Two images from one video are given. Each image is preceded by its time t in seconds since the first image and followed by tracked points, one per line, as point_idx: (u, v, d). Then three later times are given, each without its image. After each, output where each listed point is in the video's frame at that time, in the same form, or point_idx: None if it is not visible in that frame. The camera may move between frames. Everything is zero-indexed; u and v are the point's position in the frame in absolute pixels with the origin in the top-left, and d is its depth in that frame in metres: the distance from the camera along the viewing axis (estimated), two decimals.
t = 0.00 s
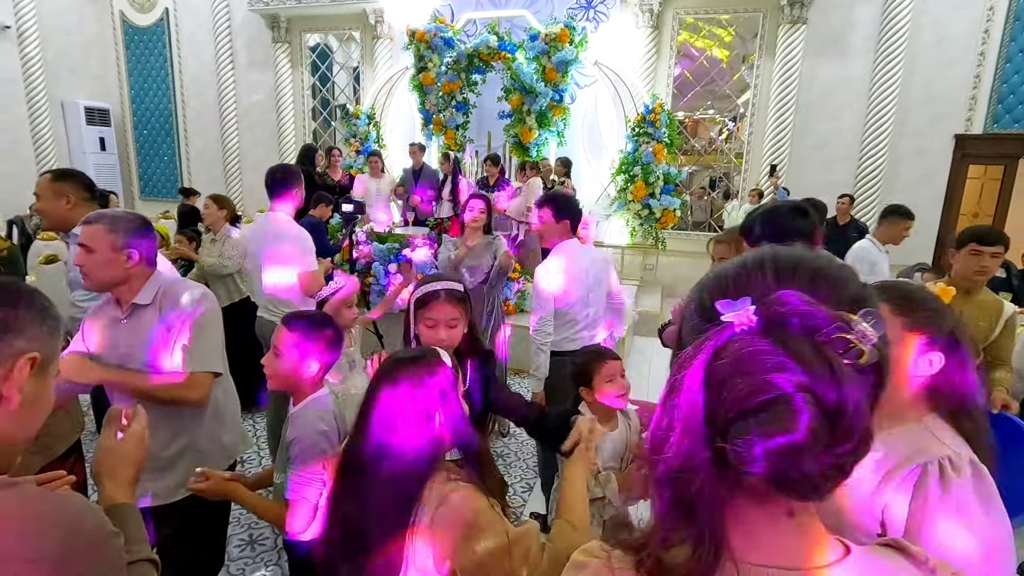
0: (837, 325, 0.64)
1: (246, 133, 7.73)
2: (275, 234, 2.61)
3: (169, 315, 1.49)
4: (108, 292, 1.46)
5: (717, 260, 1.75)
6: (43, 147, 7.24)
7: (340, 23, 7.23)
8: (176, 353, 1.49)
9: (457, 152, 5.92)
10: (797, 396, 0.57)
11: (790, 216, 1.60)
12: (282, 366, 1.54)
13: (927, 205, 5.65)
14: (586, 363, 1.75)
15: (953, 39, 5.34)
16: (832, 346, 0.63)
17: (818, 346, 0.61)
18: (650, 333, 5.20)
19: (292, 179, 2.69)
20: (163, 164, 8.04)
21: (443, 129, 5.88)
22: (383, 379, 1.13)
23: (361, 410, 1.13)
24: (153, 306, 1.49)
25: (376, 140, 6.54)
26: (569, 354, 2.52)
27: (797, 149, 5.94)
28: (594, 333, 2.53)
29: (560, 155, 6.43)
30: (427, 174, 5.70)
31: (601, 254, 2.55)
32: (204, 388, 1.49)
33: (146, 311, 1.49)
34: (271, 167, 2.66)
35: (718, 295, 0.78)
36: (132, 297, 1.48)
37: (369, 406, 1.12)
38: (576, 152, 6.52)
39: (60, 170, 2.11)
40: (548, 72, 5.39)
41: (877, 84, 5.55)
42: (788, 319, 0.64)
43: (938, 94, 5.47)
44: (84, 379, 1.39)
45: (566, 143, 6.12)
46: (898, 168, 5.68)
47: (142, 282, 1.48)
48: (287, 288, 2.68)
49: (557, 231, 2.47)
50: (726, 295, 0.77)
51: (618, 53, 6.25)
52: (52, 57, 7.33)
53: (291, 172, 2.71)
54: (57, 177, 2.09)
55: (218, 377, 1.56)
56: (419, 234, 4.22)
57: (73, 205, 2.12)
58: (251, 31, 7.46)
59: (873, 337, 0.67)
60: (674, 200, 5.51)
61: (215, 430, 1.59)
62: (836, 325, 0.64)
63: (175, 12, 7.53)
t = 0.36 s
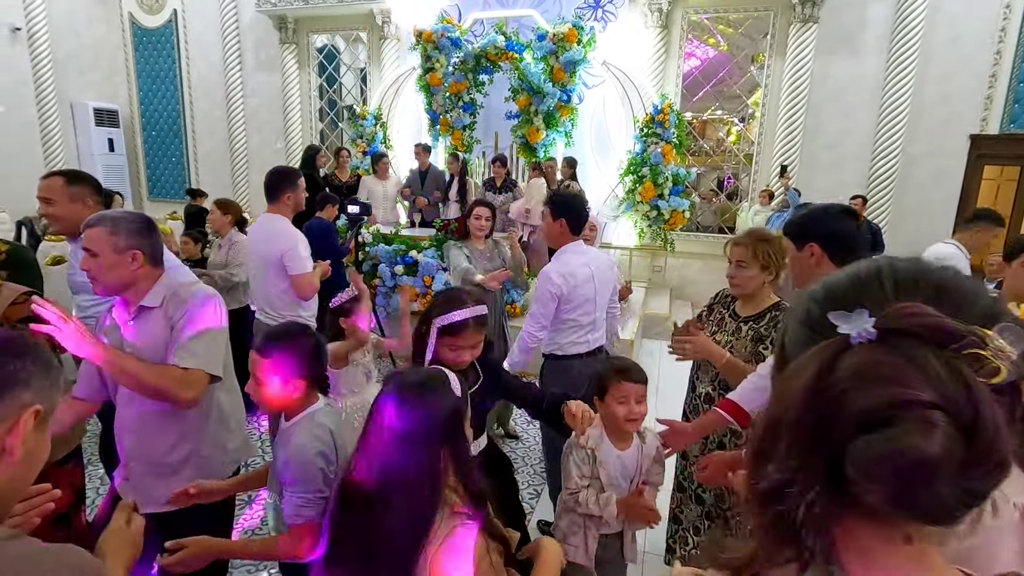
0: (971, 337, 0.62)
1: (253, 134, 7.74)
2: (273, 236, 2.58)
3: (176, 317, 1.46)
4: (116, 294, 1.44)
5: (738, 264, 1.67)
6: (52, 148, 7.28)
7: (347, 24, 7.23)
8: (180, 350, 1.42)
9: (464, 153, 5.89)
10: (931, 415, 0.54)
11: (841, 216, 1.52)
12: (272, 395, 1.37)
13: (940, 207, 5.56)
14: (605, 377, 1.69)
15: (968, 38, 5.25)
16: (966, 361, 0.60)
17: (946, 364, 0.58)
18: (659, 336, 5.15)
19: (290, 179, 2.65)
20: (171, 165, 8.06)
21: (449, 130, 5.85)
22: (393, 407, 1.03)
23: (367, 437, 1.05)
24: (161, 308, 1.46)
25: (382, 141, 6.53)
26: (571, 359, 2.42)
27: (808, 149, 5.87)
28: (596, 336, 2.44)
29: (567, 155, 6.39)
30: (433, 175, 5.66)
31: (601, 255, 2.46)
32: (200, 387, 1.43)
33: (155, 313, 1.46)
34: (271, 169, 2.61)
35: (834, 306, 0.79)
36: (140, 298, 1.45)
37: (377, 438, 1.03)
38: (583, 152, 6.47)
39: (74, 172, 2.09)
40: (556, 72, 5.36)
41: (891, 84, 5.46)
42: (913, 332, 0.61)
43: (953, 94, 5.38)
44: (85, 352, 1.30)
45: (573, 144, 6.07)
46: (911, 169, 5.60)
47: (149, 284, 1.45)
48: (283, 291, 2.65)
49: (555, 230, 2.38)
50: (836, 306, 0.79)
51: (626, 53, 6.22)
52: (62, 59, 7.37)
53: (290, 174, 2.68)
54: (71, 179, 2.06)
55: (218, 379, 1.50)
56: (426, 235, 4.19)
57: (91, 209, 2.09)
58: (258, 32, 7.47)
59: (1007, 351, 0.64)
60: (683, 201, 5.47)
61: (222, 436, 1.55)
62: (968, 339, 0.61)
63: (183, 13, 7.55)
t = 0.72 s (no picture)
0: None
1: (261, 135, 7.77)
2: (276, 237, 2.57)
3: (182, 321, 1.44)
4: (124, 298, 1.43)
5: (753, 266, 1.65)
6: (64, 150, 7.35)
7: (355, 25, 7.23)
8: (196, 372, 1.42)
9: (472, 154, 5.86)
10: None
11: (895, 216, 1.26)
12: (248, 411, 1.32)
13: (956, 207, 5.46)
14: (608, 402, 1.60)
15: (984, 35, 5.16)
16: None
17: None
18: (669, 339, 5.10)
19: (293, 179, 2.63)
20: (181, 166, 8.11)
21: (457, 130, 5.83)
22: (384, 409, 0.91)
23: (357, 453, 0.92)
24: (167, 312, 1.45)
25: (390, 142, 6.53)
26: (576, 363, 2.38)
27: (820, 149, 5.79)
28: (606, 343, 2.39)
29: (575, 155, 6.34)
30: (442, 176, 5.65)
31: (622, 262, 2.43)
32: (217, 404, 1.44)
33: (161, 317, 1.45)
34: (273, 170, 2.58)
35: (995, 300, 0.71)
36: (149, 302, 1.44)
37: (369, 451, 0.90)
38: (591, 152, 6.43)
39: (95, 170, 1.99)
40: (564, 72, 5.33)
41: (905, 81, 5.38)
42: None
43: (969, 92, 5.29)
44: (101, 397, 1.27)
45: (581, 144, 6.03)
46: (926, 169, 5.50)
47: (157, 288, 1.44)
48: (287, 293, 2.66)
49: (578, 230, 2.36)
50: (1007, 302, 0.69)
51: (635, 52, 6.18)
52: (74, 62, 7.44)
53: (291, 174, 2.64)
54: (95, 177, 1.97)
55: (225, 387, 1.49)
56: (433, 236, 4.17)
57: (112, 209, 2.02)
58: (267, 33, 7.50)
59: None
60: (692, 202, 5.41)
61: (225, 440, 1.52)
62: None
63: (193, 15, 7.59)
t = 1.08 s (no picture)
0: None
1: (273, 135, 7.80)
2: (289, 236, 2.57)
3: (198, 318, 1.43)
4: (141, 296, 1.42)
5: (780, 266, 1.61)
6: (80, 150, 7.43)
7: (366, 23, 7.24)
8: (204, 360, 1.39)
9: (483, 152, 5.86)
10: None
11: (961, 219, 1.14)
12: (261, 418, 1.30)
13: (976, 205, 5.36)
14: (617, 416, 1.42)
15: (1005, 29, 5.06)
16: None
17: None
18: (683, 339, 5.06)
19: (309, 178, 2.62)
20: (194, 166, 8.17)
21: (468, 129, 5.82)
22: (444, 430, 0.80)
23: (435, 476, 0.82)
24: (184, 310, 1.44)
25: (401, 141, 6.55)
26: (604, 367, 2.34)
27: (836, 146, 5.71)
28: (630, 347, 2.33)
29: (587, 153, 6.32)
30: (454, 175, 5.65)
31: (653, 265, 2.38)
32: (229, 397, 1.40)
33: (177, 315, 1.44)
34: (289, 169, 2.59)
35: None
36: (163, 302, 1.43)
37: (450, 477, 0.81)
38: (603, 151, 6.40)
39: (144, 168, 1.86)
40: (575, 70, 5.30)
41: (923, 77, 5.29)
42: None
43: (989, 87, 5.19)
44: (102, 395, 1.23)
45: (593, 142, 6.00)
46: (945, 167, 5.41)
47: (174, 287, 1.44)
48: (302, 292, 2.64)
49: (608, 229, 2.37)
50: None
51: (648, 50, 6.13)
52: (89, 63, 7.52)
53: (307, 173, 2.63)
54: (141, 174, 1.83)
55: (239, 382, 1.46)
56: (446, 235, 4.16)
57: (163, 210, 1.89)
58: (279, 33, 7.54)
59: None
60: (705, 200, 5.43)
61: (236, 441, 1.51)
62: None
63: (205, 16, 7.64)
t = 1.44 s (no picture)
0: None
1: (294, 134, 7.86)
2: (325, 235, 2.58)
3: (252, 315, 1.40)
4: (194, 298, 1.40)
5: (858, 265, 1.57)
6: (105, 149, 7.52)
7: (386, 23, 7.26)
8: (254, 339, 1.35)
9: (504, 151, 5.85)
10: None
11: None
12: (365, 415, 1.31)
13: (1009, 203, 5.27)
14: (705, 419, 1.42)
15: None
16: None
17: None
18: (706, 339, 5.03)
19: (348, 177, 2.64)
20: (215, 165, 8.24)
21: (489, 128, 5.81)
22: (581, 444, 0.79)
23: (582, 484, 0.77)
24: (242, 309, 1.41)
25: (422, 140, 6.56)
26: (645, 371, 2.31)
27: (862, 144, 5.63)
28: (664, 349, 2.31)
29: (609, 152, 6.29)
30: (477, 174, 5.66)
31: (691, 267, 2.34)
32: (271, 372, 1.35)
33: (235, 315, 1.41)
34: (327, 168, 2.61)
35: None
36: (220, 303, 1.41)
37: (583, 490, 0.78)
38: (625, 150, 6.37)
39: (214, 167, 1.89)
40: (598, 68, 5.28)
41: (953, 73, 5.21)
42: None
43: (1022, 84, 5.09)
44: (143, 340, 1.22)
45: (615, 141, 5.97)
46: (976, 165, 5.32)
47: (229, 288, 1.41)
48: (338, 290, 2.66)
49: (644, 231, 2.35)
50: None
51: (670, 48, 6.08)
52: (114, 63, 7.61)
53: (344, 172, 2.65)
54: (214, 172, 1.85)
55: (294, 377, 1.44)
56: (471, 234, 4.16)
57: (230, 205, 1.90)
58: (300, 33, 7.59)
59: None
60: (729, 199, 5.38)
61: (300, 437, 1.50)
62: None
63: (227, 16, 7.72)
